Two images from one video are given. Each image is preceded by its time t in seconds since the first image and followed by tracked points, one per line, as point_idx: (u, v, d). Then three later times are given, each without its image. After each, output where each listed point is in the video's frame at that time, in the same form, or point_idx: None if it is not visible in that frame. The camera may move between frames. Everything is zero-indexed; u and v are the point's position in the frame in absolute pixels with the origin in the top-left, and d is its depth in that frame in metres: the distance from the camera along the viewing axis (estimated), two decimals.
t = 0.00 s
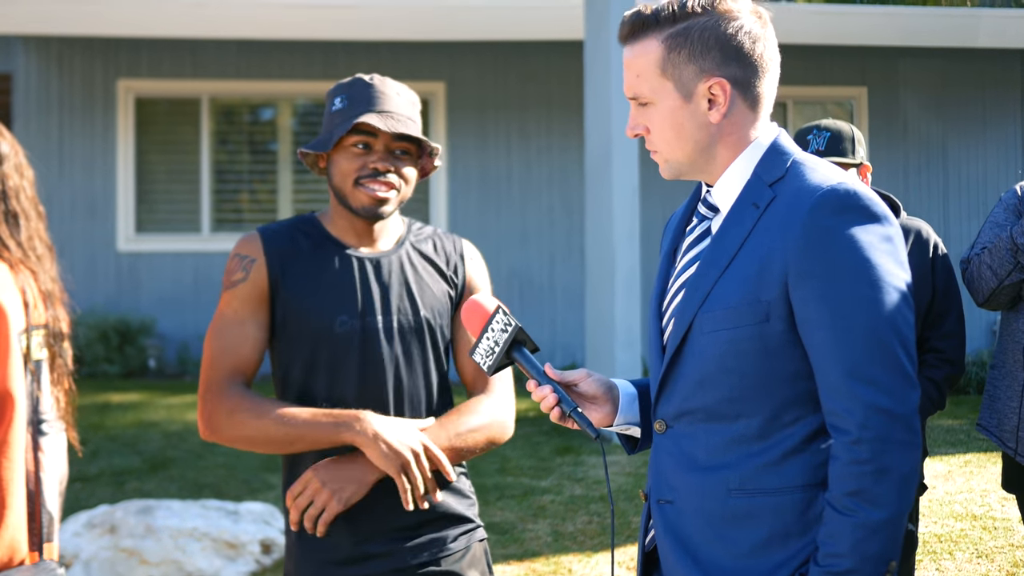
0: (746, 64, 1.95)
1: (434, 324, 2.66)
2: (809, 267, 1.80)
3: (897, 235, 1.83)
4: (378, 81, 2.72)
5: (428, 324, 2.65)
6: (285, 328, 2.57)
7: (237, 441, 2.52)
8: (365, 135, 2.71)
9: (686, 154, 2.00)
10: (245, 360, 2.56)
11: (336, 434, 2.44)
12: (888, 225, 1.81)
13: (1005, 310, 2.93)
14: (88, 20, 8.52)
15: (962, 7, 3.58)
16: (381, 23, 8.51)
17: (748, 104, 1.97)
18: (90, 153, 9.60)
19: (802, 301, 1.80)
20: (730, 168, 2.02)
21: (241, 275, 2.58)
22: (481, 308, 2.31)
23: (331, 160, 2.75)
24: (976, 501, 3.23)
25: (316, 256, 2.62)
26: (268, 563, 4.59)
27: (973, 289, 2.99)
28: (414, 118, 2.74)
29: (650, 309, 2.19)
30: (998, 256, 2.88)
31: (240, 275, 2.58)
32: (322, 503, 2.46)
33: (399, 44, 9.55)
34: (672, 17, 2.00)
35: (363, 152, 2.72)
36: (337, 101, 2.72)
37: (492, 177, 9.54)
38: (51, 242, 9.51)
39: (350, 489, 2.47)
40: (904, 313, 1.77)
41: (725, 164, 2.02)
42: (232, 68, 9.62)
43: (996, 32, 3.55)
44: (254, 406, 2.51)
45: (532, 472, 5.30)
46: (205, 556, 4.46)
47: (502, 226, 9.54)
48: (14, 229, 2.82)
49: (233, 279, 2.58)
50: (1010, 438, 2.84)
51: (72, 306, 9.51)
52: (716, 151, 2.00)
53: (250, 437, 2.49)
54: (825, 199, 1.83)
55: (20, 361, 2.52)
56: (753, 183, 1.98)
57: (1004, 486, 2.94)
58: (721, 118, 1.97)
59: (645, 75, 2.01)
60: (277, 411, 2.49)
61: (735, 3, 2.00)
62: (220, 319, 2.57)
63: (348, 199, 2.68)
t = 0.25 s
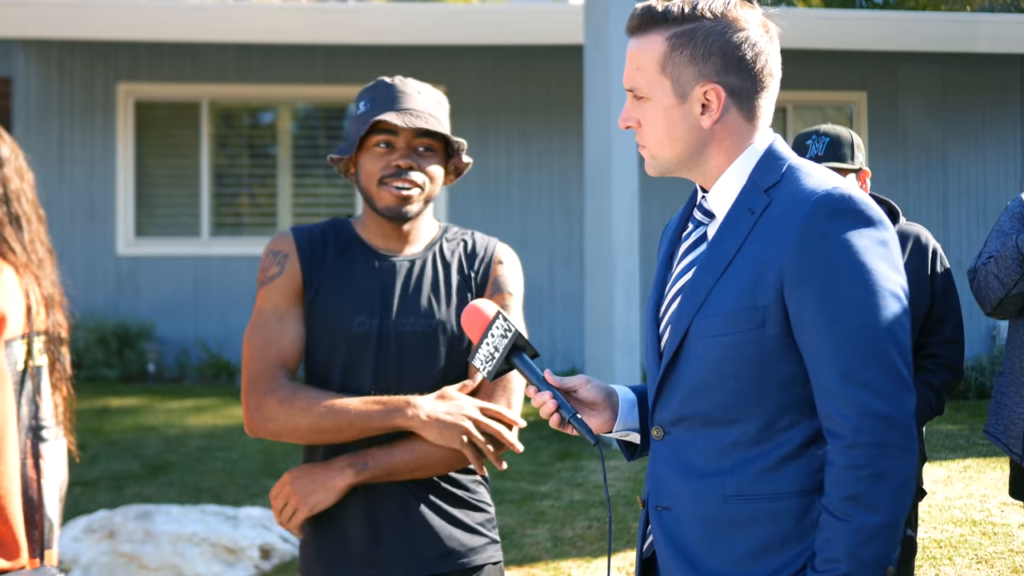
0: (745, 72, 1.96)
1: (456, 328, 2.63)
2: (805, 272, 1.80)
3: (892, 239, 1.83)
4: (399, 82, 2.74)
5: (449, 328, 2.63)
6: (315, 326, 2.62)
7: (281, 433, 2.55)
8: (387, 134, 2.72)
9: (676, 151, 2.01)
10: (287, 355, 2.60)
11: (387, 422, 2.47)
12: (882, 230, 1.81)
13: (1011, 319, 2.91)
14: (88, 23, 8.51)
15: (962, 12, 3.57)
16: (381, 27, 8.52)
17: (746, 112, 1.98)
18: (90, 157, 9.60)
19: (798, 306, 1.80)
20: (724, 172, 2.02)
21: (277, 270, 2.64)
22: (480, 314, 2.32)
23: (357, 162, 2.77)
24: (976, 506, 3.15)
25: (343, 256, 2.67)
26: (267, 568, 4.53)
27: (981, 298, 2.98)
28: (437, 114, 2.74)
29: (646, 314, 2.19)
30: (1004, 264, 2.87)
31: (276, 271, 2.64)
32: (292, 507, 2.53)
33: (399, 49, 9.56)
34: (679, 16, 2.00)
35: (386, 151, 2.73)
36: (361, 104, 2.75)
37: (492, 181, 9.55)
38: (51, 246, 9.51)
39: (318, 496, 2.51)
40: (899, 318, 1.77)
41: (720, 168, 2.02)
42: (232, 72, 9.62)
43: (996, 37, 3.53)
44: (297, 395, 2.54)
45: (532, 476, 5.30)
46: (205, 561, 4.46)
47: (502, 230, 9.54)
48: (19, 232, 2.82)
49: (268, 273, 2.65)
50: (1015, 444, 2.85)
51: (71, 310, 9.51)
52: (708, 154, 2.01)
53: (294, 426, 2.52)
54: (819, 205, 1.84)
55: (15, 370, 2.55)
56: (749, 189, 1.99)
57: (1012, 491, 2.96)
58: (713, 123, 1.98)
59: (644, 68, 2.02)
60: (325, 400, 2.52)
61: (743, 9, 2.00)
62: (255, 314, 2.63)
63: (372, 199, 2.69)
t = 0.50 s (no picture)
0: (740, 80, 1.96)
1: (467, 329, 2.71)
2: (799, 274, 1.81)
3: (887, 241, 1.83)
4: (421, 84, 2.82)
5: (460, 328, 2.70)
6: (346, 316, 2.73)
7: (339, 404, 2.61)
8: (406, 136, 2.81)
9: (671, 156, 2.01)
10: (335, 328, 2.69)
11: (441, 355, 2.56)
12: (877, 232, 1.81)
13: None
14: (85, 27, 8.50)
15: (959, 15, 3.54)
16: (378, 30, 8.52)
17: (741, 117, 1.98)
18: (87, 160, 9.59)
19: (793, 308, 1.81)
20: (721, 176, 2.02)
21: (313, 255, 2.78)
22: (481, 315, 2.32)
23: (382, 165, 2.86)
24: (974, 507, 3.10)
25: (370, 250, 2.78)
26: (265, 571, 4.54)
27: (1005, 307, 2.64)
28: (456, 114, 2.81)
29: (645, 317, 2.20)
30: None
31: (314, 255, 2.78)
32: (289, 524, 2.56)
33: (396, 53, 9.57)
34: (675, 22, 2.01)
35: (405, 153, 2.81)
36: (384, 107, 2.84)
37: (489, 184, 9.55)
38: (48, 250, 9.50)
39: (314, 510, 2.54)
40: (894, 320, 1.77)
41: (716, 172, 2.03)
42: (229, 76, 9.63)
43: (992, 41, 3.48)
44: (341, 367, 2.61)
45: (529, 479, 5.29)
46: (202, 565, 4.45)
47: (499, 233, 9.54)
48: (16, 237, 2.83)
49: (306, 259, 2.79)
50: None
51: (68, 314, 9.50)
52: (702, 159, 2.01)
53: (351, 392, 2.58)
54: (814, 206, 1.84)
55: (15, 379, 2.57)
56: (745, 192, 1.99)
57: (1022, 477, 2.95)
58: (708, 128, 1.98)
59: (640, 73, 2.02)
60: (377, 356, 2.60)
61: (739, 16, 2.01)
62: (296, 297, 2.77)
63: (393, 202, 2.78)
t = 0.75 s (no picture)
0: (744, 80, 1.96)
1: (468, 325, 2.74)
2: (803, 275, 1.81)
3: (893, 242, 1.82)
4: (414, 83, 2.83)
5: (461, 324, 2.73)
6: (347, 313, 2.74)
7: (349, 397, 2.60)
8: (401, 135, 2.82)
9: (679, 157, 2.03)
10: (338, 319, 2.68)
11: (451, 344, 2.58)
12: (882, 233, 1.80)
13: None
14: (86, 26, 8.50)
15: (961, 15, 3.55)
16: (379, 30, 8.53)
17: (746, 118, 1.98)
18: (88, 160, 9.60)
19: (796, 309, 1.81)
20: (728, 176, 2.03)
21: (314, 249, 2.79)
22: (487, 312, 2.31)
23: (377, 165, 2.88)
24: (974, 508, 3.11)
25: (371, 246, 2.79)
26: (265, 570, 4.54)
27: None
28: (449, 113, 2.83)
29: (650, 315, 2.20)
30: None
31: (315, 249, 2.79)
32: (291, 514, 2.57)
33: (396, 52, 9.58)
34: (677, 23, 2.01)
35: (400, 152, 2.83)
36: (378, 107, 2.86)
37: (490, 183, 9.56)
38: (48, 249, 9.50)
39: (313, 501, 2.54)
40: (898, 322, 1.76)
41: (723, 172, 2.03)
42: (229, 75, 9.63)
43: (993, 40, 3.50)
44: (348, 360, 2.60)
45: (530, 479, 5.30)
46: (203, 564, 4.45)
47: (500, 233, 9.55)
48: (17, 236, 2.83)
49: (307, 253, 2.79)
50: None
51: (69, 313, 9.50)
52: (709, 158, 2.02)
53: (359, 385, 2.58)
54: (818, 207, 1.84)
55: (15, 378, 2.57)
56: (751, 191, 1.99)
57: None
58: (711, 130, 1.99)
59: (644, 75, 2.03)
60: (387, 351, 2.58)
61: (744, 15, 2.00)
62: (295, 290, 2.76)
63: (390, 201, 2.80)
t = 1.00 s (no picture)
0: (747, 76, 1.95)
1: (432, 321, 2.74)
2: (811, 267, 1.81)
3: (899, 233, 1.82)
4: (383, 81, 2.83)
5: (427, 320, 2.73)
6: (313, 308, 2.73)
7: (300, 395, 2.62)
8: (370, 132, 2.82)
9: (680, 150, 2.03)
10: (299, 316, 2.70)
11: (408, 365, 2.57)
12: (889, 225, 1.80)
13: None
14: (86, 18, 8.49)
15: (961, 8, 3.59)
16: (379, 22, 8.51)
17: (749, 114, 1.98)
18: (88, 151, 9.59)
19: (804, 300, 1.81)
20: (730, 168, 2.03)
21: (279, 245, 2.78)
22: (490, 302, 2.29)
23: (343, 160, 2.86)
24: (972, 500, 3.06)
25: (335, 240, 2.78)
26: (264, 561, 4.55)
27: None
28: (419, 112, 2.83)
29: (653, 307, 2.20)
30: None
31: (279, 245, 2.78)
32: (266, 511, 2.56)
33: (396, 44, 9.56)
34: (683, 16, 2.00)
35: (369, 149, 2.82)
36: (346, 104, 2.85)
37: (489, 175, 9.55)
38: (48, 241, 9.50)
39: (289, 496, 2.54)
40: (905, 313, 1.76)
41: (725, 165, 2.03)
42: (229, 67, 9.62)
43: (992, 33, 3.46)
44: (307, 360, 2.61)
45: (528, 471, 5.30)
46: (201, 555, 4.46)
47: (500, 225, 9.54)
48: (15, 226, 2.83)
49: (270, 249, 2.78)
50: None
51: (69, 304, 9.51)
52: (712, 152, 2.02)
53: (317, 384, 2.59)
54: (826, 199, 1.83)
55: (13, 368, 2.57)
56: (756, 183, 1.99)
57: None
58: (712, 124, 1.99)
59: (649, 66, 2.03)
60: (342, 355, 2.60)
61: (750, 10, 1.99)
62: (257, 287, 2.75)
63: (357, 196, 2.78)
